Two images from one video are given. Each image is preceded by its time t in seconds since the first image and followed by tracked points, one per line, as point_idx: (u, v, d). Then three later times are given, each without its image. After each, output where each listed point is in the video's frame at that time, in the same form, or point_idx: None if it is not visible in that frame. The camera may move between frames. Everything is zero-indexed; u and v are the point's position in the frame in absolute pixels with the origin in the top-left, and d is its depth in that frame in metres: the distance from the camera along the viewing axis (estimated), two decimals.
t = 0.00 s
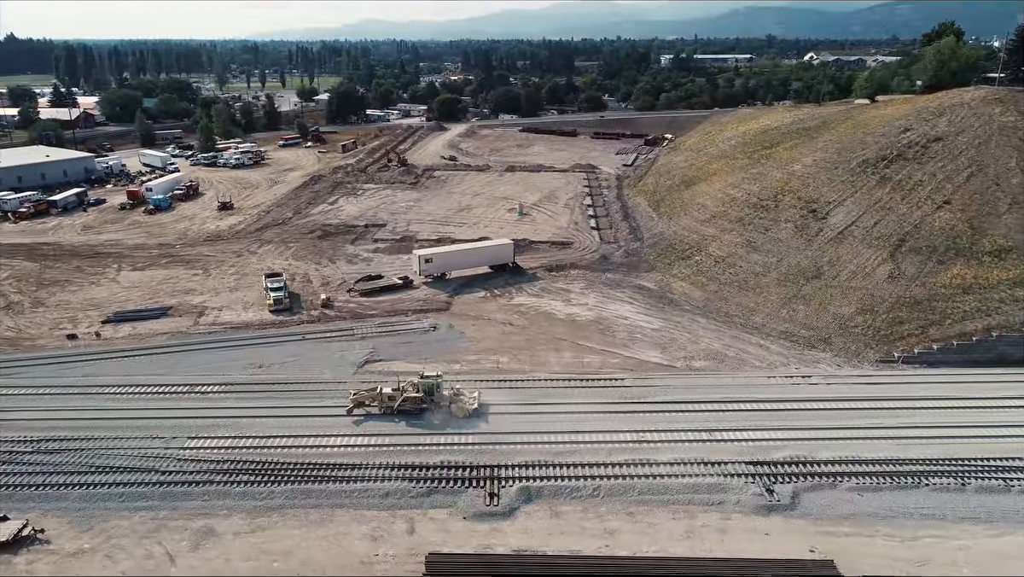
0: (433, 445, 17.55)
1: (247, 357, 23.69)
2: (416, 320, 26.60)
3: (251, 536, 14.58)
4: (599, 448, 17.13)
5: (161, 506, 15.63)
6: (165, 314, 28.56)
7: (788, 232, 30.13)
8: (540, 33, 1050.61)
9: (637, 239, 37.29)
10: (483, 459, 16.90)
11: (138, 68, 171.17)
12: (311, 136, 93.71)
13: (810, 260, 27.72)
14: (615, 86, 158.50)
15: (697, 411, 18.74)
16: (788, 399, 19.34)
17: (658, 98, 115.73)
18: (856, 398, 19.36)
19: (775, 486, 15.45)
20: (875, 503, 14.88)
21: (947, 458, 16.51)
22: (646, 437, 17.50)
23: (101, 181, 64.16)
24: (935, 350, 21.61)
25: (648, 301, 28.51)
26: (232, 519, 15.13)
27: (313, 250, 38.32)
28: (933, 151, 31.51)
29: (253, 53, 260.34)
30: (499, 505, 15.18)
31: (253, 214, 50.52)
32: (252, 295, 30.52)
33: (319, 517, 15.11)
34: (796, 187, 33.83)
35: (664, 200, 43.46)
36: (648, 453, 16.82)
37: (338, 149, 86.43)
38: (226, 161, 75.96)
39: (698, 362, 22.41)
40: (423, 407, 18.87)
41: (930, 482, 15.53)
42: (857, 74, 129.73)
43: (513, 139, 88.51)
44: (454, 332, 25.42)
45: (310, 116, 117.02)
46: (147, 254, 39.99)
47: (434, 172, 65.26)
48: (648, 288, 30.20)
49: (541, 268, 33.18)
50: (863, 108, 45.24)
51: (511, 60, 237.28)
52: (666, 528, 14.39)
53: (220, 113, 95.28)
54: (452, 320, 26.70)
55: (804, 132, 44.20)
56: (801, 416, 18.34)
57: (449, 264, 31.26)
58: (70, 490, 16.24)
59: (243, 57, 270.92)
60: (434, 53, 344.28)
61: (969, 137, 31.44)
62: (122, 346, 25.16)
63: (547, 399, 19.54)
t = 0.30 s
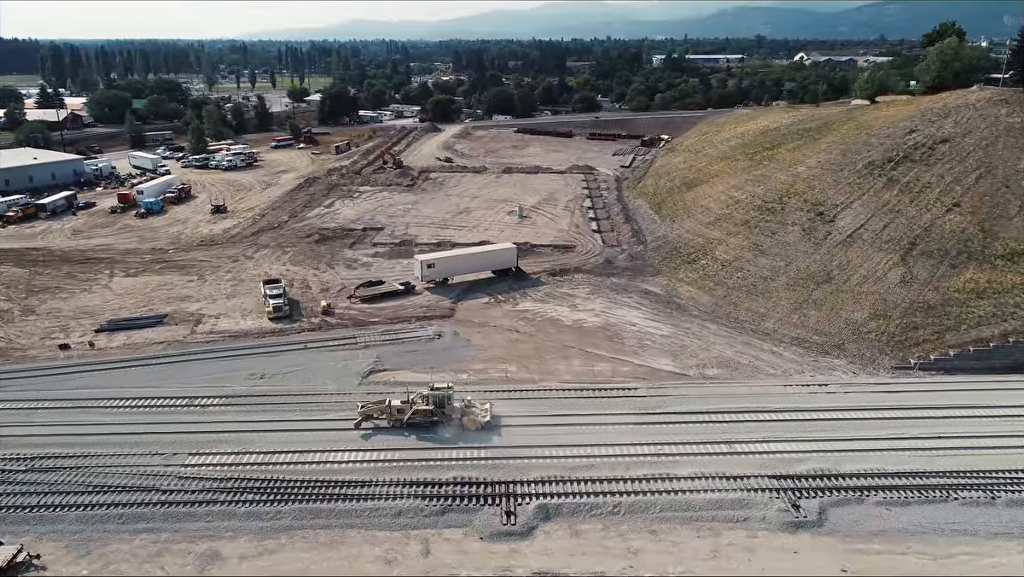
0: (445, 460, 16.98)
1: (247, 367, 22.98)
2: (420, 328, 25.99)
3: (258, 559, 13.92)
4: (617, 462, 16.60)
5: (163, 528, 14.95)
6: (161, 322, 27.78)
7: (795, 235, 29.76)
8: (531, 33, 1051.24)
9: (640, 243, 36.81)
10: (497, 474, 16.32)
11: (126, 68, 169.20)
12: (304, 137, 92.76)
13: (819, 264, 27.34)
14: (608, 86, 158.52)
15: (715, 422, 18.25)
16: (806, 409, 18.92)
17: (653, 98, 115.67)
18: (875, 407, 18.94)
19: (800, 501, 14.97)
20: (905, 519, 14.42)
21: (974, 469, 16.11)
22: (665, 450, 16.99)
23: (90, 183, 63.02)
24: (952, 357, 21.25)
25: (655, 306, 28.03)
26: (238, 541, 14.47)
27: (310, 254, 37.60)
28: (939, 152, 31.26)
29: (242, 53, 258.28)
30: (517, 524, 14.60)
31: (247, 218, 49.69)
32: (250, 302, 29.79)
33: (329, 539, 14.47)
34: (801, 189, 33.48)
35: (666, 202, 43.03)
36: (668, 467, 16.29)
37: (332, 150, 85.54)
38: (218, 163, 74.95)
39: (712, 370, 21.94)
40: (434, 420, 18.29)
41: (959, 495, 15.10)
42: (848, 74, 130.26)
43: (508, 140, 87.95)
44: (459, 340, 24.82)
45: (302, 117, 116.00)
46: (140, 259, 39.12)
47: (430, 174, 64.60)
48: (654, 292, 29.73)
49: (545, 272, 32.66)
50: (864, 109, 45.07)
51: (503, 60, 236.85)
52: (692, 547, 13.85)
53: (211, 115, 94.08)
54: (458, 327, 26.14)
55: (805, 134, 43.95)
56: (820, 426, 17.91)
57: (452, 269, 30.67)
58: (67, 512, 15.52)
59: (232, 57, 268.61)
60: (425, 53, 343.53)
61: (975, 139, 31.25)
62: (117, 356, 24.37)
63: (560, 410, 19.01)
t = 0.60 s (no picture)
0: (458, 475, 16.40)
1: (248, 378, 22.29)
2: (425, 335, 25.37)
3: None
4: (635, 476, 16.09)
5: (165, 552, 14.27)
6: (156, 331, 27.01)
7: (802, 238, 29.40)
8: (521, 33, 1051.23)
9: (643, 246, 36.34)
10: (512, 491, 15.76)
11: (112, 69, 167.17)
12: (296, 138, 91.79)
13: (828, 267, 26.99)
14: (601, 86, 158.44)
15: (733, 433, 17.78)
16: (825, 418, 18.48)
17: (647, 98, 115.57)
18: (896, 416, 18.54)
19: (828, 517, 14.50)
20: (936, 535, 13.97)
21: (1001, 481, 15.71)
22: (684, 464, 16.49)
23: (79, 186, 61.86)
24: (968, 363, 20.90)
25: (663, 311, 27.55)
26: (244, 566, 13.83)
27: (308, 259, 36.87)
28: (946, 154, 31.02)
29: (230, 53, 256.10)
30: (536, 544, 14.04)
31: (241, 221, 48.85)
32: (247, 309, 29.05)
33: (340, 562, 13.84)
34: (806, 190, 33.15)
35: (667, 203, 42.66)
36: (689, 482, 15.80)
37: (325, 151, 84.65)
38: (209, 165, 73.92)
39: (725, 378, 21.48)
40: (445, 434, 17.72)
41: (989, 509, 14.69)
42: (840, 74, 130.64)
43: (503, 141, 87.39)
44: (465, 348, 24.23)
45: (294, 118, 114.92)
46: (132, 265, 38.25)
47: (426, 176, 63.92)
48: (660, 296, 29.28)
49: (548, 276, 32.15)
50: (864, 110, 44.87)
51: (494, 60, 236.31)
52: (719, 567, 13.32)
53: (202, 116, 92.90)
54: (463, 335, 25.54)
55: (806, 134, 43.69)
56: (841, 437, 17.48)
57: (454, 274, 30.08)
58: (63, 536, 14.83)
59: (220, 58, 266.24)
60: (415, 53, 342.43)
61: (981, 140, 31.07)
62: (111, 368, 23.60)
63: (574, 422, 18.47)
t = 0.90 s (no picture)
0: (472, 493, 15.80)
1: (248, 390, 21.57)
2: (429, 343, 24.75)
3: None
4: (656, 492, 15.57)
5: None
6: (150, 341, 26.20)
7: (810, 241, 29.03)
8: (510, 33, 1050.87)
9: (646, 249, 35.86)
10: (529, 508, 15.19)
11: (98, 69, 164.96)
12: (287, 139, 90.74)
13: (837, 271, 26.62)
14: (593, 87, 158.23)
15: (752, 445, 17.29)
16: (845, 428, 18.05)
17: (640, 99, 115.39)
18: (917, 425, 18.13)
19: (857, 534, 14.03)
20: (969, 551, 13.52)
21: None
22: (704, 478, 15.99)
23: (66, 189, 60.65)
24: (986, 369, 20.56)
25: (671, 317, 27.07)
26: None
27: (305, 264, 36.12)
28: (952, 155, 30.77)
29: (218, 52, 253.66)
30: (557, 566, 13.48)
31: (235, 225, 48.00)
32: (245, 317, 28.32)
33: None
34: (811, 192, 32.80)
35: (668, 205, 42.25)
36: (711, 498, 15.29)
37: (318, 152, 83.70)
38: (200, 167, 72.83)
39: (739, 386, 21.01)
40: (457, 448, 17.13)
41: (1021, 524, 14.27)
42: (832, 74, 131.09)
43: (497, 142, 86.78)
44: (471, 357, 23.62)
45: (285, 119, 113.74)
46: (124, 271, 37.35)
47: (421, 178, 63.22)
48: (667, 301, 28.82)
49: (552, 281, 31.63)
50: (865, 110, 44.64)
51: (485, 61, 235.86)
52: None
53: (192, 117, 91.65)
54: (468, 343, 24.92)
55: (807, 136, 43.45)
56: (865, 448, 17.04)
57: (456, 280, 29.47)
58: (60, 562, 14.12)
59: (208, 58, 263.86)
60: (405, 53, 341.05)
61: (987, 142, 30.87)
62: (105, 380, 22.80)
63: (589, 435, 17.93)
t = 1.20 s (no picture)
0: (487, 511, 15.22)
1: (249, 403, 20.85)
2: (433, 352, 24.14)
3: None
4: (677, 509, 15.05)
5: None
6: (144, 351, 25.39)
7: (817, 245, 28.68)
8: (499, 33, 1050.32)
9: (649, 252, 35.41)
10: (548, 528, 14.62)
11: (83, 69, 162.57)
12: (278, 141, 89.67)
13: (846, 275, 26.26)
14: (584, 87, 157.99)
15: (773, 457, 16.83)
16: (866, 438, 17.63)
17: (633, 99, 115.23)
18: (938, 434, 17.74)
19: (888, 551, 13.58)
20: (1005, 568, 13.09)
21: None
22: (726, 493, 15.50)
23: (53, 192, 59.40)
24: (1003, 376, 20.24)
25: (678, 323, 26.62)
26: None
27: (301, 270, 35.38)
28: (957, 157, 30.56)
29: (205, 52, 250.96)
30: None
31: (227, 229, 47.11)
32: (242, 325, 27.56)
33: None
34: (816, 194, 32.47)
35: (669, 207, 41.88)
36: (735, 514, 14.80)
37: (310, 154, 82.69)
38: (190, 169, 71.71)
39: (753, 395, 20.56)
40: (470, 464, 16.54)
41: None
42: (823, 74, 131.51)
43: (491, 143, 86.18)
44: (478, 366, 23.03)
45: (275, 119, 112.50)
46: (115, 277, 36.43)
47: (416, 180, 62.54)
48: (673, 306, 28.38)
49: (555, 286, 31.10)
50: (864, 111, 44.46)
51: (475, 61, 235.15)
52: None
53: (180, 118, 90.32)
54: (473, 351, 24.33)
55: (807, 137, 43.22)
56: (888, 459, 16.62)
57: (458, 285, 28.90)
58: None
59: (194, 58, 261.17)
60: (394, 53, 339.66)
61: (992, 143, 30.70)
62: (98, 393, 21.99)
63: (604, 448, 17.41)
